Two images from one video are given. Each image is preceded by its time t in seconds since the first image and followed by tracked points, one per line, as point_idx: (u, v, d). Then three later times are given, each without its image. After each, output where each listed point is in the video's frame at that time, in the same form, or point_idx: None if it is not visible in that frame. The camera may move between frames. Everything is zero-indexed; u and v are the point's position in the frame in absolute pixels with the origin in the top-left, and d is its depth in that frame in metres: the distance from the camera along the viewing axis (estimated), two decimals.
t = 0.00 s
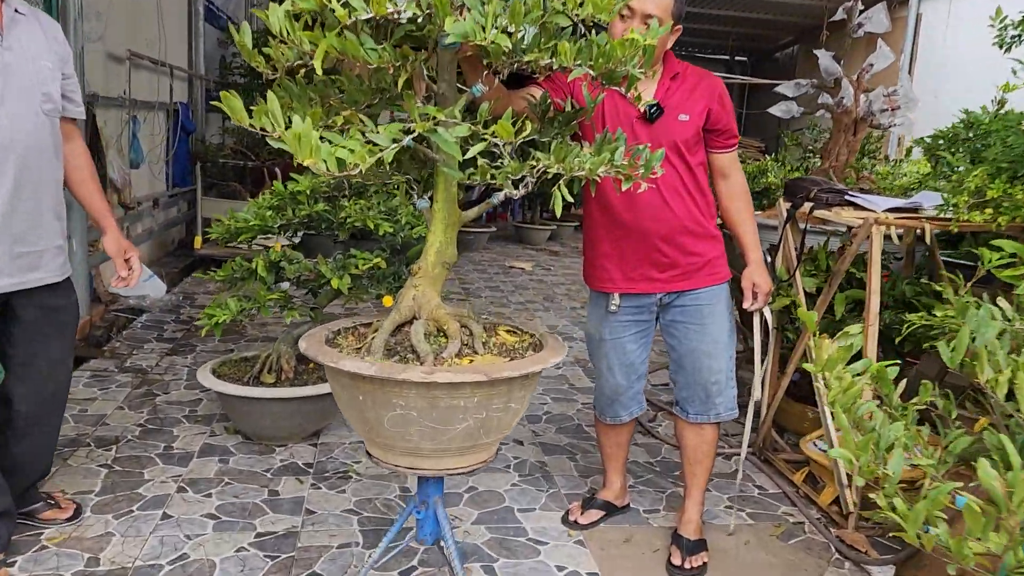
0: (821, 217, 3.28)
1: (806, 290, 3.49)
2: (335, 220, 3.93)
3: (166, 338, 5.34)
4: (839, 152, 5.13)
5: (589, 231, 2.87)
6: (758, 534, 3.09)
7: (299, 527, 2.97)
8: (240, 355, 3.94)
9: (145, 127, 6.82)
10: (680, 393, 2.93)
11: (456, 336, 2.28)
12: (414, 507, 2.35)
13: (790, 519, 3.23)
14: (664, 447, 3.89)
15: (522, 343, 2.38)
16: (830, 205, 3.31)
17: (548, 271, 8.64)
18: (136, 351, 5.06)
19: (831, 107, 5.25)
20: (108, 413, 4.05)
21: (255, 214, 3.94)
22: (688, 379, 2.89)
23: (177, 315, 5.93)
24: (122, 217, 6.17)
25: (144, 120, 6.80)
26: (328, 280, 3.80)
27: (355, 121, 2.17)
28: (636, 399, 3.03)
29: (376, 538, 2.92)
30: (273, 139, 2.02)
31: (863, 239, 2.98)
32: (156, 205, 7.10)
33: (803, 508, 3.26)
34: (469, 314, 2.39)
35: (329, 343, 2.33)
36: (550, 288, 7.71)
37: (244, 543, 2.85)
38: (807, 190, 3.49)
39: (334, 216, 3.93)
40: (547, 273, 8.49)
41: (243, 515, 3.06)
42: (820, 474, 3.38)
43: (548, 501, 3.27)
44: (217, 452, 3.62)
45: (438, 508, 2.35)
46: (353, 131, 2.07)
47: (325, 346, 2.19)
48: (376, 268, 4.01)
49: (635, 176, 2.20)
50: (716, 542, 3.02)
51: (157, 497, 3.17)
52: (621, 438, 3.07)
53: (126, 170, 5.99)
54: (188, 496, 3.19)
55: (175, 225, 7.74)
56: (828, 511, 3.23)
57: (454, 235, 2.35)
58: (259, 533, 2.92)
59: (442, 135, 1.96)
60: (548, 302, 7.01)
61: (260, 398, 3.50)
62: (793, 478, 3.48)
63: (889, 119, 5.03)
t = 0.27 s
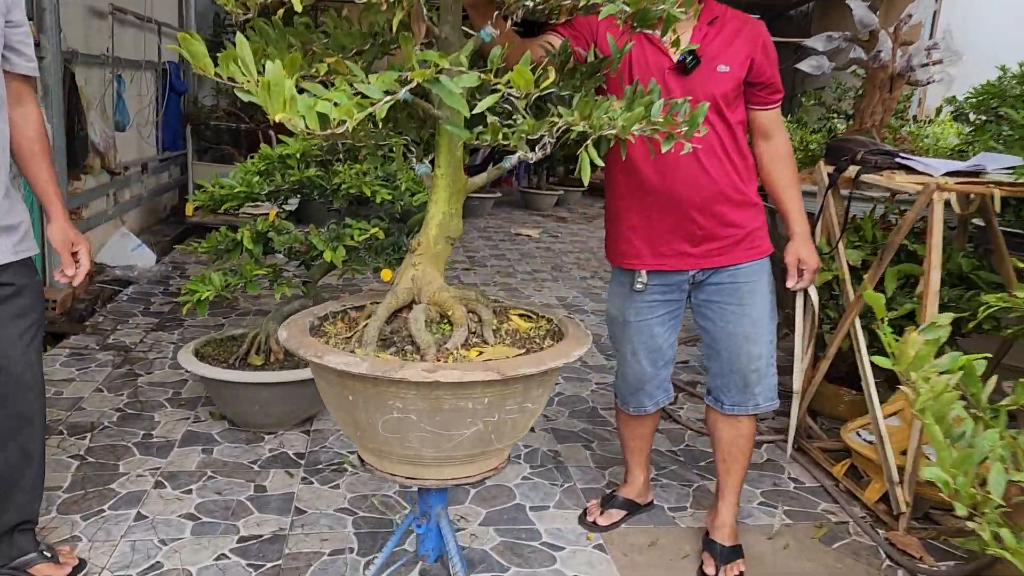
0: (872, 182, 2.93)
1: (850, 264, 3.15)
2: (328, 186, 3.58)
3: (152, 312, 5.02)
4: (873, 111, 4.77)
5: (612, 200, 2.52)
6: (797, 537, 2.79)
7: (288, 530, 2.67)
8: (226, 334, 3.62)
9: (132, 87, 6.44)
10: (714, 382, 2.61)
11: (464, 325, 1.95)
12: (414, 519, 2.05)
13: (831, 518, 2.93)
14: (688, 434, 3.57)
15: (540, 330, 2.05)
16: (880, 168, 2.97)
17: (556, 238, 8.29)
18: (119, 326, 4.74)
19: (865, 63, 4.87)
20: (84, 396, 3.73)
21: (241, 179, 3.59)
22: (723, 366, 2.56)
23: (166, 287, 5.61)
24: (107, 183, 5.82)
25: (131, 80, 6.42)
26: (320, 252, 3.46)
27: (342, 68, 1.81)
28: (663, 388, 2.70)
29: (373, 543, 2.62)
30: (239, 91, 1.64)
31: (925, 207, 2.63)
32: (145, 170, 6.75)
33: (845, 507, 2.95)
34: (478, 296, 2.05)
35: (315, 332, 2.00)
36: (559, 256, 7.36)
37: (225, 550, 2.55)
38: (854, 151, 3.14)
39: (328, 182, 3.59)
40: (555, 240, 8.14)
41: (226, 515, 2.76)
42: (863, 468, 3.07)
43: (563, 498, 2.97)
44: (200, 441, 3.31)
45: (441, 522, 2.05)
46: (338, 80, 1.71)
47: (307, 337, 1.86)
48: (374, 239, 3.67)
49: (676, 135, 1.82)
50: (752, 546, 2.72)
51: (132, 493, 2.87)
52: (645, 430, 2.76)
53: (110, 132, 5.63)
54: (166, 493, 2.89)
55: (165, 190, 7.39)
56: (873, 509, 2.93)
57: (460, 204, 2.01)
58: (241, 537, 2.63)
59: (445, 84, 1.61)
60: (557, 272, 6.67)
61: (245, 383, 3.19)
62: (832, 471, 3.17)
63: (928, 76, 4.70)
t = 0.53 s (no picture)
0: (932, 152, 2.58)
1: (902, 244, 2.81)
2: (318, 154, 3.22)
3: (135, 286, 4.69)
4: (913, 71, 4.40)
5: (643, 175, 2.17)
6: (843, 553, 2.49)
7: (272, 546, 2.37)
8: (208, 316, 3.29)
9: (115, 44, 6.04)
10: (755, 382, 2.29)
11: (471, 329, 1.62)
12: (413, 554, 1.74)
13: (880, 530, 2.62)
14: (715, 428, 3.26)
15: (561, 334, 1.72)
16: (942, 136, 2.61)
17: (564, 205, 7.93)
18: (99, 302, 4.42)
19: (904, 18, 4.48)
20: (55, 383, 3.42)
21: (223, 146, 3.24)
22: (767, 366, 2.23)
23: (153, 259, 5.28)
24: (89, 147, 5.47)
25: (115, 36, 6.03)
26: (310, 228, 3.12)
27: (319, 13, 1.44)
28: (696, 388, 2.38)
29: (367, 562, 2.32)
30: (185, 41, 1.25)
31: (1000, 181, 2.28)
32: (132, 132, 6.38)
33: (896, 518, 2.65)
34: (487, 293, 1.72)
35: (292, 336, 1.68)
36: (568, 224, 7.01)
37: (199, 571, 2.25)
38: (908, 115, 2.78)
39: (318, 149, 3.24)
40: (563, 207, 7.77)
41: (202, 527, 2.46)
42: (914, 472, 2.77)
43: (581, 506, 2.66)
44: (179, 436, 3.01)
45: (445, 558, 1.74)
46: (314, 27, 1.36)
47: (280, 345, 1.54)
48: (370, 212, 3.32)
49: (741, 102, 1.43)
50: (794, 566, 2.42)
51: (100, 500, 2.58)
52: (673, 434, 2.44)
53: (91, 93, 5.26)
54: (137, 500, 2.59)
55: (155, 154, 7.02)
56: (928, 521, 2.63)
57: (466, 182, 1.67)
58: (219, 555, 2.33)
59: (448, 32, 1.26)
60: (566, 242, 6.32)
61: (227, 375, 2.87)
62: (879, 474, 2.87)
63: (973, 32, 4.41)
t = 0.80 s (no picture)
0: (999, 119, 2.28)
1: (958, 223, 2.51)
2: (308, 121, 2.91)
3: (121, 260, 4.42)
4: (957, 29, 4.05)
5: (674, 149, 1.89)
6: (890, 571, 2.23)
7: (252, 563, 2.12)
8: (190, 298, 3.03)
9: None
10: (797, 384, 2.01)
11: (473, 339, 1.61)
12: None
13: (929, 543, 2.36)
14: (741, 421, 2.99)
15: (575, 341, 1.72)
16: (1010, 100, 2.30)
17: (575, 170, 7.61)
18: (82, 277, 4.15)
19: None
20: (26, 368, 3.16)
21: (204, 111, 2.94)
22: (813, 368, 1.95)
23: (141, 229, 5.00)
24: (73, 110, 5.16)
25: None
26: (298, 202, 2.82)
27: None
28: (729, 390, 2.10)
29: None
30: None
31: None
32: (121, 94, 6.06)
33: (947, 527, 2.41)
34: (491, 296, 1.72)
35: (259, 346, 1.62)
36: (579, 192, 6.70)
37: None
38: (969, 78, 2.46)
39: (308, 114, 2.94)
40: (574, 173, 7.45)
41: (175, 540, 2.21)
42: (966, 476, 2.51)
43: (596, 514, 2.40)
44: (157, 432, 2.75)
45: None
46: None
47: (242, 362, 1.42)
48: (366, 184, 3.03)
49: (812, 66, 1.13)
50: None
51: (65, 508, 2.33)
52: (702, 438, 2.17)
53: (72, 52, 4.94)
54: (104, 509, 2.33)
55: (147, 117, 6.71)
56: (982, 532, 2.38)
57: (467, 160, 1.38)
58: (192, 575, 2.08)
59: None
60: (578, 211, 6.02)
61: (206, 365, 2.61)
62: (924, 476, 2.62)
63: None
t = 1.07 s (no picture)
0: None
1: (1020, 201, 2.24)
2: (302, 89, 2.68)
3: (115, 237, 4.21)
4: None
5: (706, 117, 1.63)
6: None
7: None
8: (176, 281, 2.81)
9: None
10: (844, 388, 1.76)
11: (472, 347, 1.47)
12: None
13: (985, 559, 2.12)
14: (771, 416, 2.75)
15: (592, 347, 1.55)
16: None
17: (592, 142, 7.33)
18: (73, 256, 3.94)
19: None
20: (6, 355, 2.97)
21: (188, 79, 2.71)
22: (863, 372, 1.71)
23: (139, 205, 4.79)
24: (67, 79, 4.94)
25: None
26: (290, 179, 2.59)
27: None
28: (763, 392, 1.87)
29: None
30: None
31: None
32: (120, 63, 5.83)
33: (1005, 541, 2.16)
34: (496, 297, 1.57)
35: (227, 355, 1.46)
36: (597, 165, 6.43)
37: None
38: None
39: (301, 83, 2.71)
40: (591, 146, 7.18)
41: (152, 553, 2.00)
42: None
43: (614, 524, 2.18)
44: (140, 427, 2.55)
45: None
46: None
47: (192, 378, 1.26)
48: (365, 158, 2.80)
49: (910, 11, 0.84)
50: None
51: (33, 514, 2.13)
52: (733, 444, 1.93)
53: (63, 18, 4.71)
54: (76, 516, 2.13)
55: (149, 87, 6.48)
56: None
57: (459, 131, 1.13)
58: None
59: None
60: (595, 186, 5.76)
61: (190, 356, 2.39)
62: (976, 482, 2.37)
63: None
